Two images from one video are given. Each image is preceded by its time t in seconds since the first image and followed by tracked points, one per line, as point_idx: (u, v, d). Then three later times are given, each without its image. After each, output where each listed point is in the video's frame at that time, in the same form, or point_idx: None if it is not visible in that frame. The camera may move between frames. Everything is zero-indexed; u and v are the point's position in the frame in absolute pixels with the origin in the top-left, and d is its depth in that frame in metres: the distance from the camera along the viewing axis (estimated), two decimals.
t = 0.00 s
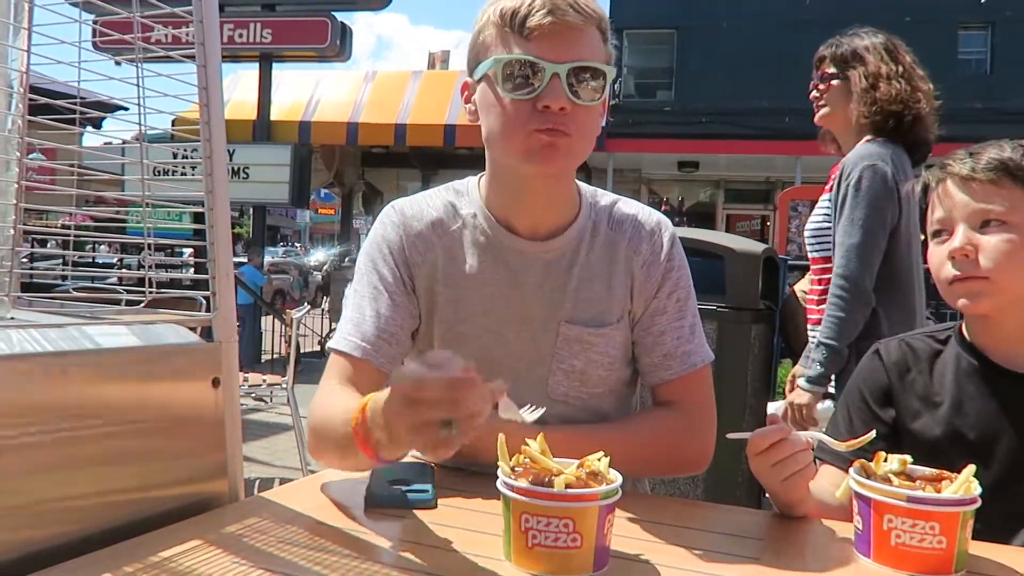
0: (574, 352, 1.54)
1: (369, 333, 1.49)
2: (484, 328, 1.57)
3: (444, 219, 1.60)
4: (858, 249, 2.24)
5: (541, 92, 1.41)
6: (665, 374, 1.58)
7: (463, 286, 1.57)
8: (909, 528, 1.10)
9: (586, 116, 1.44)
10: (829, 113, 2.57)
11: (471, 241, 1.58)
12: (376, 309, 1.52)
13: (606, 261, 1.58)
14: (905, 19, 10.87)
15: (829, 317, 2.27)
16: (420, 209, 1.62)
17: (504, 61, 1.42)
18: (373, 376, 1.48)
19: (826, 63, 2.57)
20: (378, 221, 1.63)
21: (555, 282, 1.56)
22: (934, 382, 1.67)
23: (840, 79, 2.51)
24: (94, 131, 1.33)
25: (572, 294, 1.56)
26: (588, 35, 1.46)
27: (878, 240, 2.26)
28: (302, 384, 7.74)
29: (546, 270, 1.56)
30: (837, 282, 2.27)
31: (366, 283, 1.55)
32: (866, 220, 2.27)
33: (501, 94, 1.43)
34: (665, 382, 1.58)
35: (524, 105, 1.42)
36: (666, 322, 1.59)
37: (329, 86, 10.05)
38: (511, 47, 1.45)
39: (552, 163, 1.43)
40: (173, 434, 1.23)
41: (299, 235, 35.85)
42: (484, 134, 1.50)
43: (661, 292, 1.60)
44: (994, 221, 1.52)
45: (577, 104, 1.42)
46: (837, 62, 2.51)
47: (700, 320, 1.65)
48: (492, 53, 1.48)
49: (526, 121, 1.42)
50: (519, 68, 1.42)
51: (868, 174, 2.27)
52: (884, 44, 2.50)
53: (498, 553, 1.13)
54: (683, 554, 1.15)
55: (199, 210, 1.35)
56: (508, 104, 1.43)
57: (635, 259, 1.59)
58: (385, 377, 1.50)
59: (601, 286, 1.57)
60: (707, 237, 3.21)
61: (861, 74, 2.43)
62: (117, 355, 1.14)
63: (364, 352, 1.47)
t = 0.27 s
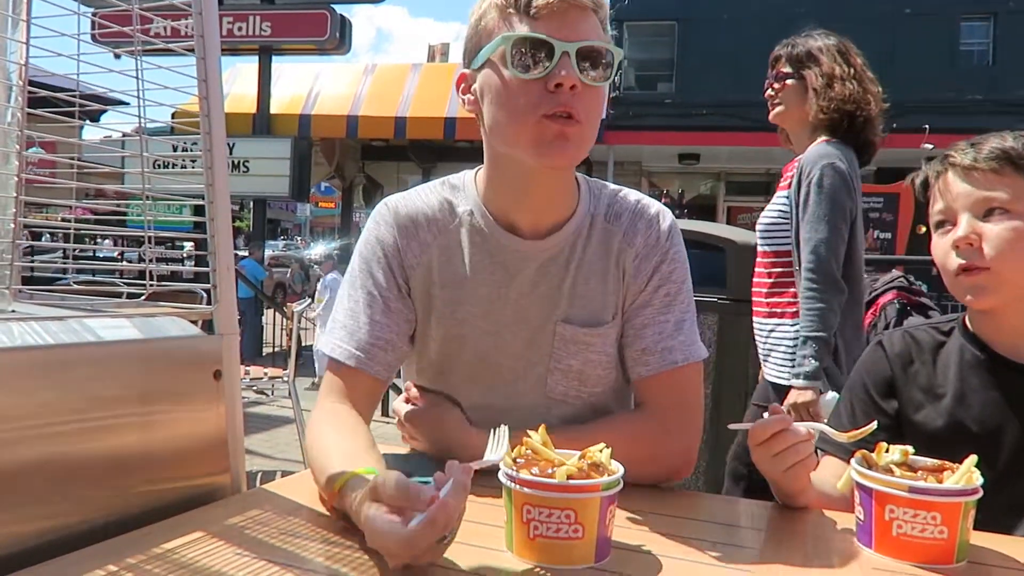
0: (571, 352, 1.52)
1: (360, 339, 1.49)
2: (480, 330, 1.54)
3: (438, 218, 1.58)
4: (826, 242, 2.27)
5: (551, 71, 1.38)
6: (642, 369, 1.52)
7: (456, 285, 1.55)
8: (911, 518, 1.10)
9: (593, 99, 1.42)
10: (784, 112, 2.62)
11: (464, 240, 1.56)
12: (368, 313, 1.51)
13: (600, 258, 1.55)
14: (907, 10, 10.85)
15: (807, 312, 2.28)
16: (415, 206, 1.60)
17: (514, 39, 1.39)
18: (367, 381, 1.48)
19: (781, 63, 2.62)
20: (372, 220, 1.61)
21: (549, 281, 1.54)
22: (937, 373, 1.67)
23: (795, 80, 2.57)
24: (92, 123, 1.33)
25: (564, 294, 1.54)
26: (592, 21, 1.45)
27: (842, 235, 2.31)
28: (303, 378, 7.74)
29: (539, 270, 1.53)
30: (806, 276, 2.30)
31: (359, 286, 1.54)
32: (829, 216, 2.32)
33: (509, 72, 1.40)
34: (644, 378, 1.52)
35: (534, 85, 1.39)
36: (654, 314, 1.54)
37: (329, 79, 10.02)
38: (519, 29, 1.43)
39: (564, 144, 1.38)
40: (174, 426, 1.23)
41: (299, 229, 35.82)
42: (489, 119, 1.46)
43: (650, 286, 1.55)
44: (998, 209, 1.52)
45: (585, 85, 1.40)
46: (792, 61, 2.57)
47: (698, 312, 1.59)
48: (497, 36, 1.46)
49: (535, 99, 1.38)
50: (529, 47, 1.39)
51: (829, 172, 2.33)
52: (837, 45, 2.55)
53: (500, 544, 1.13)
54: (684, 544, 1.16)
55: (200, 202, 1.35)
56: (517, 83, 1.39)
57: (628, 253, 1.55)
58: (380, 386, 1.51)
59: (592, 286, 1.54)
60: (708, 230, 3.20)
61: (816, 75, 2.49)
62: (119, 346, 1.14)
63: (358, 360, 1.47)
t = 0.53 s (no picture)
0: (571, 352, 1.52)
1: (353, 334, 1.49)
2: (480, 327, 1.54)
3: (436, 214, 1.57)
4: (768, 230, 2.36)
5: (533, 72, 1.36)
6: (648, 369, 1.50)
7: (456, 282, 1.55)
8: (911, 510, 1.11)
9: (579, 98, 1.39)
10: (743, 104, 2.76)
11: (463, 237, 1.55)
12: (363, 308, 1.51)
13: (601, 256, 1.53)
14: None
15: (745, 295, 2.38)
16: (414, 200, 1.59)
17: (493, 43, 1.37)
18: (363, 377, 1.49)
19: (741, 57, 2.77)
20: (372, 212, 1.61)
21: (548, 279, 1.53)
22: (938, 364, 1.67)
23: (754, 73, 2.72)
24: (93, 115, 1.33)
25: (564, 293, 1.53)
26: (580, 15, 1.41)
27: (785, 224, 2.40)
28: (305, 369, 7.76)
29: (538, 269, 1.52)
30: (748, 262, 2.38)
31: (356, 281, 1.54)
32: (773, 205, 2.41)
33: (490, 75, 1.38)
34: (649, 378, 1.50)
35: (513, 87, 1.36)
36: (658, 313, 1.52)
37: (329, 70, 10.00)
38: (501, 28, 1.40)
39: (546, 147, 1.36)
40: (177, 419, 1.24)
41: (300, 221, 35.81)
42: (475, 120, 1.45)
43: (654, 284, 1.53)
44: (1001, 202, 1.51)
45: (570, 85, 1.37)
46: (751, 54, 2.71)
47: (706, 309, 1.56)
48: (479, 36, 1.43)
49: (516, 102, 1.37)
50: (511, 47, 1.37)
51: (775, 162, 2.42)
52: (793, 40, 2.71)
53: (501, 536, 1.14)
54: (685, 535, 1.16)
55: (201, 196, 1.34)
56: (496, 87, 1.37)
57: (630, 250, 1.53)
58: (376, 381, 1.52)
59: (592, 285, 1.53)
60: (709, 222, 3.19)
61: (773, 70, 2.64)
62: (121, 339, 1.14)
63: (353, 356, 1.48)
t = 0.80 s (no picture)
0: (576, 354, 1.52)
1: (352, 334, 1.50)
2: (485, 329, 1.54)
3: (439, 214, 1.57)
4: (726, 229, 2.44)
5: (533, 63, 1.35)
6: (655, 369, 1.50)
7: (460, 283, 1.55)
8: (913, 507, 1.11)
9: (581, 92, 1.38)
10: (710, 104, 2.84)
11: (467, 237, 1.55)
12: (362, 308, 1.52)
13: (606, 257, 1.53)
14: None
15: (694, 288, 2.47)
16: (417, 198, 1.59)
17: (495, 33, 1.38)
18: (365, 377, 1.50)
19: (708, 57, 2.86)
20: (373, 210, 1.61)
21: (553, 280, 1.53)
22: (938, 361, 1.68)
23: (719, 73, 2.79)
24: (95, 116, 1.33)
25: (569, 296, 1.53)
26: (585, 10, 1.41)
27: (745, 224, 2.47)
28: (307, 369, 7.77)
29: (543, 270, 1.52)
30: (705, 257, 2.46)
31: (358, 280, 1.55)
32: (734, 204, 2.48)
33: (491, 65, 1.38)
34: (658, 378, 1.50)
35: (513, 79, 1.36)
36: (665, 313, 1.52)
37: (331, 70, 10.00)
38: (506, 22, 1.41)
39: (542, 150, 1.36)
40: (181, 420, 1.24)
41: (302, 220, 35.83)
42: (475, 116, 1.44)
43: (660, 283, 1.53)
44: (1007, 203, 1.52)
45: (571, 78, 1.36)
46: (716, 55, 2.80)
47: (713, 308, 1.56)
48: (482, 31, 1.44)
49: (515, 94, 1.36)
50: (512, 39, 1.38)
51: (739, 163, 2.49)
52: (757, 41, 2.79)
53: (504, 535, 1.14)
54: (688, 534, 1.16)
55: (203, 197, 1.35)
56: (496, 76, 1.37)
57: (636, 250, 1.53)
58: (377, 381, 1.52)
59: (599, 286, 1.53)
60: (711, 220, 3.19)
61: (737, 71, 2.73)
62: (124, 340, 1.15)
63: (354, 356, 1.49)
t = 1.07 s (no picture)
0: (581, 355, 1.52)
1: (353, 332, 1.51)
2: (490, 330, 1.54)
3: (444, 215, 1.56)
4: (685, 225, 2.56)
5: (532, 65, 1.35)
6: (661, 370, 1.50)
7: (465, 285, 1.54)
8: (918, 507, 1.10)
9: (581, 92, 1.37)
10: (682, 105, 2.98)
11: (472, 238, 1.55)
12: (364, 308, 1.53)
13: (612, 258, 1.53)
14: None
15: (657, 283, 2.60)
16: (420, 199, 1.59)
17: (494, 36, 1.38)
18: (367, 378, 1.50)
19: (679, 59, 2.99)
20: (376, 211, 1.61)
21: (558, 281, 1.52)
22: (937, 360, 1.67)
23: (690, 75, 2.94)
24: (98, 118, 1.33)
25: (574, 297, 1.52)
26: (586, 9, 1.41)
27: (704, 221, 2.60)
28: (310, 369, 7.78)
29: (547, 271, 1.52)
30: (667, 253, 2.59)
31: (361, 282, 1.56)
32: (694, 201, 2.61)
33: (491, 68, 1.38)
34: (665, 379, 1.50)
35: (514, 81, 1.36)
36: (671, 313, 1.52)
37: (333, 70, 10.01)
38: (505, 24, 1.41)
39: (548, 141, 1.35)
40: (184, 422, 1.24)
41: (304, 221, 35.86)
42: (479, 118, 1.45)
43: (666, 283, 1.53)
44: (1009, 206, 1.52)
45: (572, 79, 1.36)
46: (688, 58, 2.94)
47: (719, 308, 1.56)
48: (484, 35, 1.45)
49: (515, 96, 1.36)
50: (511, 42, 1.38)
51: (697, 162, 2.63)
52: (728, 45, 2.94)
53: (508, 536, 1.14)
54: (692, 534, 1.16)
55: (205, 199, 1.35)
56: (497, 80, 1.37)
57: (642, 250, 1.53)
58: (379, 382, 1.53)
59: (607, 288, 1.52)
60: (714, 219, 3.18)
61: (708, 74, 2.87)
62: (127, 342, 1.15)
63: (356, 357, 1.49)
